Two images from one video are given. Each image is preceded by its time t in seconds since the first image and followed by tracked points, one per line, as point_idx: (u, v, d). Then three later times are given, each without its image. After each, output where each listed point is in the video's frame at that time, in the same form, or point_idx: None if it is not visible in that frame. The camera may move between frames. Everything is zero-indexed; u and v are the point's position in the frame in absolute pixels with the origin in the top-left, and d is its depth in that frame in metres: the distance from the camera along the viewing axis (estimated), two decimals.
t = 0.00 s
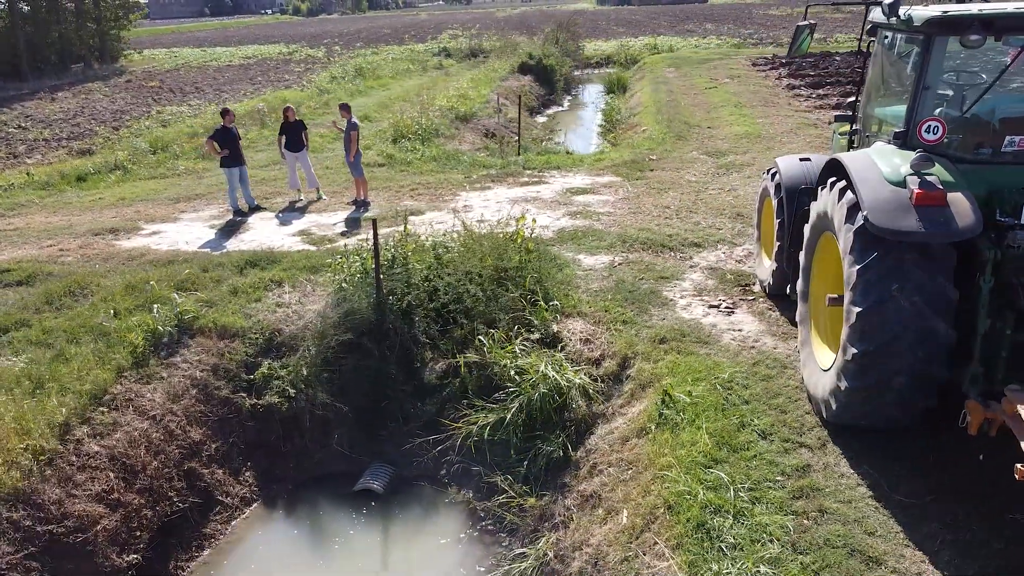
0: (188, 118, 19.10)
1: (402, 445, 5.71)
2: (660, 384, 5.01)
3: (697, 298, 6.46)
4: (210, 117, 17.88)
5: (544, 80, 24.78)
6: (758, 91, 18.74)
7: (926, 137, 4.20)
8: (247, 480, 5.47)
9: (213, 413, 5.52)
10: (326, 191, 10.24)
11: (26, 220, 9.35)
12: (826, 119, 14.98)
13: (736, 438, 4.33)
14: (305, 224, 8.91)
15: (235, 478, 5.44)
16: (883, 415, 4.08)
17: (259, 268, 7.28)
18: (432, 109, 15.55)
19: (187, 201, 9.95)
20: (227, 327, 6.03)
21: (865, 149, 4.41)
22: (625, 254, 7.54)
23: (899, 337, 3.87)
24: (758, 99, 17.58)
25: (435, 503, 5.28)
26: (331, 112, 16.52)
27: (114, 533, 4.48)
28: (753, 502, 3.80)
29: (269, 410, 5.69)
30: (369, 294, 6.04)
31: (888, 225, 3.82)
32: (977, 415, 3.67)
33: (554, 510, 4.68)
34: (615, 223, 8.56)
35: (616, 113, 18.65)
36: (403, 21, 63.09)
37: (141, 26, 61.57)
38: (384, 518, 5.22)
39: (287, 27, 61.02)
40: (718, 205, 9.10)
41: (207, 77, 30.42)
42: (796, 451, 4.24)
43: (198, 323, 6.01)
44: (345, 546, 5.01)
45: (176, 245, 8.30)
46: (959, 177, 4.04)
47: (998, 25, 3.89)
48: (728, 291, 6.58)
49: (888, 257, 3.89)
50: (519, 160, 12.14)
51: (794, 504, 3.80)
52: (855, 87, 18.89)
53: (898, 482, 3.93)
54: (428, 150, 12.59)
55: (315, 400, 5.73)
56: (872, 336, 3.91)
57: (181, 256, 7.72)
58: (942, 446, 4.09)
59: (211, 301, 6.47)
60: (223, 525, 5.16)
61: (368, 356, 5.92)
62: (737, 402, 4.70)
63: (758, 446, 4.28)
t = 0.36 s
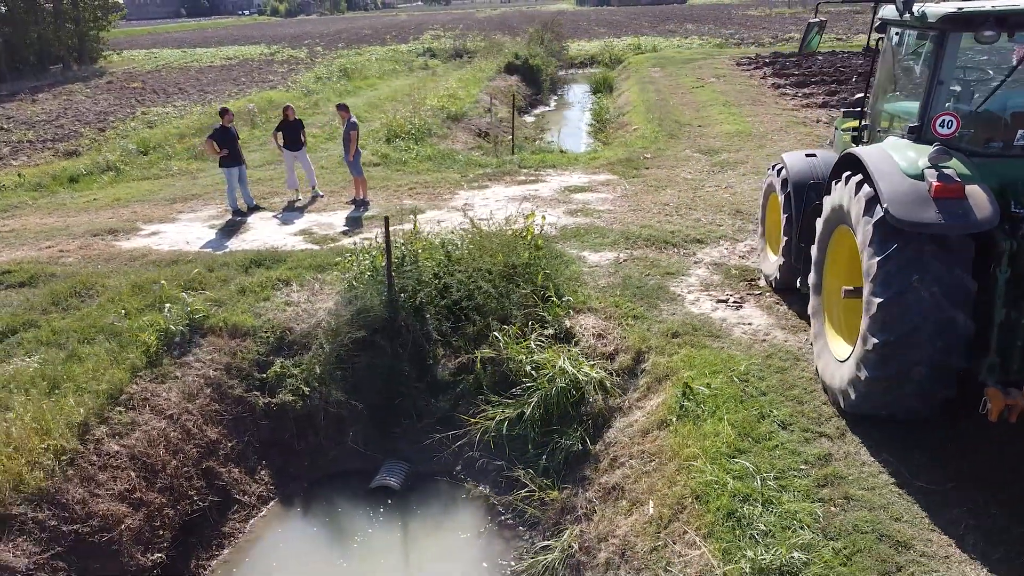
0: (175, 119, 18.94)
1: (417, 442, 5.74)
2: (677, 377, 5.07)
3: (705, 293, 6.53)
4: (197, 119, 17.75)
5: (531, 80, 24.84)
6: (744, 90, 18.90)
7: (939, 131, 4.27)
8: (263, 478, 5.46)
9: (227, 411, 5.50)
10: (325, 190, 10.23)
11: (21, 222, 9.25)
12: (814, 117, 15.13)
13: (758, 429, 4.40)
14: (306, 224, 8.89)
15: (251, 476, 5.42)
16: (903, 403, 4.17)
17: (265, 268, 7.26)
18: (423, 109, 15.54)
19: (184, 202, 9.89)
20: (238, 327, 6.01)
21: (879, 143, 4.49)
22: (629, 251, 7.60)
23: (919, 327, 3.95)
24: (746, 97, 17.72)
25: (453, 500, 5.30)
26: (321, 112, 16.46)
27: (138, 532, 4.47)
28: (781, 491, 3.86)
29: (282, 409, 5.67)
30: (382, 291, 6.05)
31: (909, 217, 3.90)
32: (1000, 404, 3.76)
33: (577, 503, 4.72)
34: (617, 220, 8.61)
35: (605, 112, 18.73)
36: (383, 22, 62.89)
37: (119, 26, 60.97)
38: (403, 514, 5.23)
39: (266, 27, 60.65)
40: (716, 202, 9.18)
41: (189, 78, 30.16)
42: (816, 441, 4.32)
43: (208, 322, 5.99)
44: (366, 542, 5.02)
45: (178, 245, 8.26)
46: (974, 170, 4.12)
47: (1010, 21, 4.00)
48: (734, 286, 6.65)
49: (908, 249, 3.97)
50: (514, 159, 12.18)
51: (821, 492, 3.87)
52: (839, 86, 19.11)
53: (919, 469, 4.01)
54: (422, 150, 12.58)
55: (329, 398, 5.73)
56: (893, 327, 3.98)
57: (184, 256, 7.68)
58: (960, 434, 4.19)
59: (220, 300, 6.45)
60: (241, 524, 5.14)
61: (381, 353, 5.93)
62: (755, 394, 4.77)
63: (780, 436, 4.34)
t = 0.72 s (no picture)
0: (160, 120, 18.78)
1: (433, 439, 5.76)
2: (694, 371, 5.14)
3: (712, 289, 6.61)
4: (184, 120, 17.62)
5: (517, 80, 24.88)
6: (731, 89, 19.05)
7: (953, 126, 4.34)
8: (279, 477, 5.45)
9: (243, 410, 5.49)
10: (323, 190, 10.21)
11: (17, 223, 9.16)
12: (802, 115, 15.29)
13: (778, 420, 4.47)
14: (307, 224, 8.87)
15: (268, 475, 5.41)
16: (922, 392, 4.25)
17: (271, 267, 7.24)
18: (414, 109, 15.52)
19: (181, 202, 9.83)
20: (249, 326, 5.99)
21: (894, 138, 4.57)
22: (634, 248, 7.67)
23: (938, 317, 4.03)
24: (734, 97, 17.87)
25: (472, 496, 5.33)
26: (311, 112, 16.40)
27: (163, 531, 4.47)
28: (808, 479, 3.94)
29: (296, 407, 5.66)
30: (395, 289, 6.07)
31: (927, 209, 3.99)
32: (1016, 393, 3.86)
33: (598, 497, 4.76)
34: (618, 217, 8.68)
35: (593, 112, 18.81)
36: (363, 23, 62.64)
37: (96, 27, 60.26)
38: (422, 511, 5.24)
39: (245, 28, 60.23)
40: (715, 199, 9.28)
41: (171, 79, 29.87)
42: (836, 430, 4.39)
43: (220, 322, 5.97)
44: (387, 537, 5.02)
45: (179, 245, 8.21)
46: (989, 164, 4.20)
47: None
48: (740, 282, 6.74)
49: (926, 241, 4.06)
50: (510, 158, 12.21)
51: (846, 480, 3.95)
52: (824, 85, 19.32)
53: (938, 457, 4.10)
54: (417, 149, 12.59)
55: (344, 396, 5.73)
56: (913, 317, 4.06)
57: (188, 256, 7.64)
58: (976, 424, 4.28)
59: (229, 300, 6.43)
60: (261, 522, 5.13)
61: (394, 350, 5.95)
62: (772, 386, 4.85)
63: (800, 426, 4.42)
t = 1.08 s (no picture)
0: (146, 122, 18.62)
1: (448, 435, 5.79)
2: (709, 364, 5.21)
3: (718, 284, 6.69)
4: (171, 120, 17.49)
5: (503, 80, 24.92)
6: (717, 88, 19.20)
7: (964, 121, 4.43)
8: (296, 475, 5.43)
9: (258, 409, 5.48)
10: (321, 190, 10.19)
11: (13, 225, 9.07)
12: (790, 114, 15.46)
13: (797, 411, 4.55)
14: (308, 223, 8.86)
15: (285, 473, 5.40)
16: (937, 382, 4.34)
17: (277, 266, 7.24)
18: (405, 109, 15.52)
19: (179, 203, 9.78)
20: (260, 325, 5.97)
21: (905, 134, 4.68)
22: (637, 244, 7.74)
23: (955, 307, 4.12)
24: (721, 96, 18.02)
25: (490, 492, 5.36)
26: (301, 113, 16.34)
27: (189, 529, 4.48)
28: (831, 467, 4.02)
29: (311, 405, 5.64)
30: (407, 286, 6.10)
31: (944, 202, 4.08)
32: None
33: (619, 490, 4.82)
34: (619, 215, 8.75)
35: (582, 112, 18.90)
36: (343, 24, 62.36)
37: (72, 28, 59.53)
38: (441, 506, 5.26)
39: (223, 29, 59.77)
40: (712, 196, 9.38)
41: (152, 80, 29.59)
42: (854, 420, 4.47)
43: (231, 321, 5.95)
44: (407, 533, 5.03)
45: (181, 245, 8.18)
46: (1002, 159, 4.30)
47: None
48: (745, 276, 6.83)
49: (942, 233, 4.15)
50: (504, 157, 12.26)
51: (868, 467, 4.03)
52: (809, 84, 19.53)
53: (954, 446, 4.17)
54: (411, 149, 12.59)
55: (358, 394, 5.73)
56: (931, 307, 4.14)
57: (192, 256, 7.61)
58: (987, 417, 4.35)
59: (239, 299, 6.42)
60: (280, 520, 5.11)
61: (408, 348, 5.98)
62: (787, 378, 4.93)
63: (818, 416, 4.50)
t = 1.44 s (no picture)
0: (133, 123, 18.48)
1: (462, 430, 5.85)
2: (723, 357, 5.29)
3: (724, 279, 6.78)
4: (159, 121, 17.37)
5: (490, 80, 24.97)
6: (704, 88, 19.37)
7: (972, 115, 4.49)
8: (314, 472, 5.44)
9: (274, 407, 5.49)
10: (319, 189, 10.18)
11: (10, 226, 8.99)
12: (779, 112, 15.62)
13: (814, 401, 4.64)
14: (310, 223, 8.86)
15: (303, 470, 5.41)
16: (950, 372, 4.43)
17: (283, 265, 7.24)
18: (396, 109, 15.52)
19: (176, 203, 9.74)
20: (271, 323, 5.97)
21: (915, 129, 4.78)
22: (641, 241, 7.83)
23: (970, 298, 4.20)
24: (709, 95, 18.18)
25: (506, 488, 5.40)
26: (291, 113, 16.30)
27: (216, 526, 4.51)
28: (851, 454, 4.11)
29: (327, 402, 5.66)
30: (419, 284, 6.15)
31: (957, 194, 4.18)
32: None
33: (638, 482, 4.88)
34: (620, 212, 8.83)
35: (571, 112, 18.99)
36: (323, 25, 62.07)
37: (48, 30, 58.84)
38: (459, 501, 5.29)
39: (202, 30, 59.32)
40: (710, 193, 9.49)
41: (134, 81, 29.34)
42: (869, 409, 4.57)
43: (243, 319, 5.95)
44: (427, 529, 5.06)
45: (183, 245, 8.15)
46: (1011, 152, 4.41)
47: None
48: (750, 271, 6.92)
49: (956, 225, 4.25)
50: (499, 156, 12.30)
51: (888, 454, 4.12)
52: (794, 83, 19.72)
53: (968, 435, 4.26)
54: (406, 149, 12.60)
55: (373, 390, 5.78)
56: (946, 298, 4.23)
57: (196, 255, 7.60)
58: (993, 413, 4.43)
59: (249, 297, 6.42)
60: (300, 517, 5.12)
61: (421, 344, 6.03)
62: (801, 370, 5.02)
63: (835, 406, 4.59)
